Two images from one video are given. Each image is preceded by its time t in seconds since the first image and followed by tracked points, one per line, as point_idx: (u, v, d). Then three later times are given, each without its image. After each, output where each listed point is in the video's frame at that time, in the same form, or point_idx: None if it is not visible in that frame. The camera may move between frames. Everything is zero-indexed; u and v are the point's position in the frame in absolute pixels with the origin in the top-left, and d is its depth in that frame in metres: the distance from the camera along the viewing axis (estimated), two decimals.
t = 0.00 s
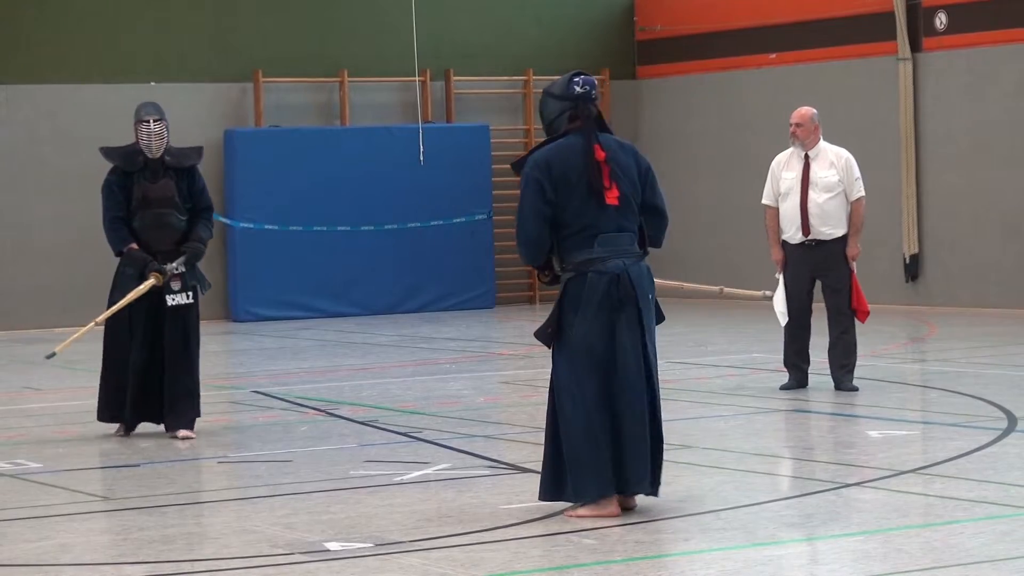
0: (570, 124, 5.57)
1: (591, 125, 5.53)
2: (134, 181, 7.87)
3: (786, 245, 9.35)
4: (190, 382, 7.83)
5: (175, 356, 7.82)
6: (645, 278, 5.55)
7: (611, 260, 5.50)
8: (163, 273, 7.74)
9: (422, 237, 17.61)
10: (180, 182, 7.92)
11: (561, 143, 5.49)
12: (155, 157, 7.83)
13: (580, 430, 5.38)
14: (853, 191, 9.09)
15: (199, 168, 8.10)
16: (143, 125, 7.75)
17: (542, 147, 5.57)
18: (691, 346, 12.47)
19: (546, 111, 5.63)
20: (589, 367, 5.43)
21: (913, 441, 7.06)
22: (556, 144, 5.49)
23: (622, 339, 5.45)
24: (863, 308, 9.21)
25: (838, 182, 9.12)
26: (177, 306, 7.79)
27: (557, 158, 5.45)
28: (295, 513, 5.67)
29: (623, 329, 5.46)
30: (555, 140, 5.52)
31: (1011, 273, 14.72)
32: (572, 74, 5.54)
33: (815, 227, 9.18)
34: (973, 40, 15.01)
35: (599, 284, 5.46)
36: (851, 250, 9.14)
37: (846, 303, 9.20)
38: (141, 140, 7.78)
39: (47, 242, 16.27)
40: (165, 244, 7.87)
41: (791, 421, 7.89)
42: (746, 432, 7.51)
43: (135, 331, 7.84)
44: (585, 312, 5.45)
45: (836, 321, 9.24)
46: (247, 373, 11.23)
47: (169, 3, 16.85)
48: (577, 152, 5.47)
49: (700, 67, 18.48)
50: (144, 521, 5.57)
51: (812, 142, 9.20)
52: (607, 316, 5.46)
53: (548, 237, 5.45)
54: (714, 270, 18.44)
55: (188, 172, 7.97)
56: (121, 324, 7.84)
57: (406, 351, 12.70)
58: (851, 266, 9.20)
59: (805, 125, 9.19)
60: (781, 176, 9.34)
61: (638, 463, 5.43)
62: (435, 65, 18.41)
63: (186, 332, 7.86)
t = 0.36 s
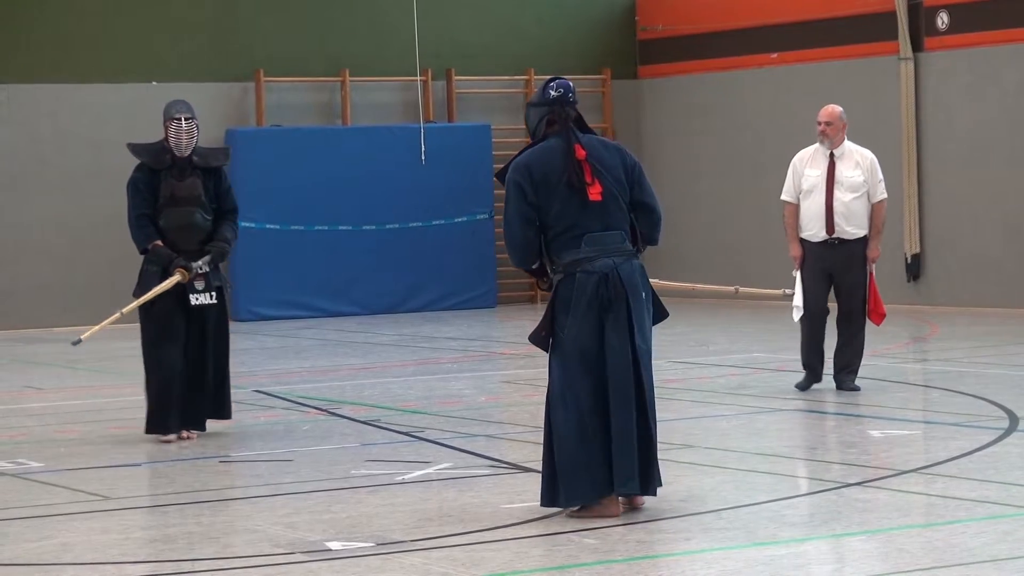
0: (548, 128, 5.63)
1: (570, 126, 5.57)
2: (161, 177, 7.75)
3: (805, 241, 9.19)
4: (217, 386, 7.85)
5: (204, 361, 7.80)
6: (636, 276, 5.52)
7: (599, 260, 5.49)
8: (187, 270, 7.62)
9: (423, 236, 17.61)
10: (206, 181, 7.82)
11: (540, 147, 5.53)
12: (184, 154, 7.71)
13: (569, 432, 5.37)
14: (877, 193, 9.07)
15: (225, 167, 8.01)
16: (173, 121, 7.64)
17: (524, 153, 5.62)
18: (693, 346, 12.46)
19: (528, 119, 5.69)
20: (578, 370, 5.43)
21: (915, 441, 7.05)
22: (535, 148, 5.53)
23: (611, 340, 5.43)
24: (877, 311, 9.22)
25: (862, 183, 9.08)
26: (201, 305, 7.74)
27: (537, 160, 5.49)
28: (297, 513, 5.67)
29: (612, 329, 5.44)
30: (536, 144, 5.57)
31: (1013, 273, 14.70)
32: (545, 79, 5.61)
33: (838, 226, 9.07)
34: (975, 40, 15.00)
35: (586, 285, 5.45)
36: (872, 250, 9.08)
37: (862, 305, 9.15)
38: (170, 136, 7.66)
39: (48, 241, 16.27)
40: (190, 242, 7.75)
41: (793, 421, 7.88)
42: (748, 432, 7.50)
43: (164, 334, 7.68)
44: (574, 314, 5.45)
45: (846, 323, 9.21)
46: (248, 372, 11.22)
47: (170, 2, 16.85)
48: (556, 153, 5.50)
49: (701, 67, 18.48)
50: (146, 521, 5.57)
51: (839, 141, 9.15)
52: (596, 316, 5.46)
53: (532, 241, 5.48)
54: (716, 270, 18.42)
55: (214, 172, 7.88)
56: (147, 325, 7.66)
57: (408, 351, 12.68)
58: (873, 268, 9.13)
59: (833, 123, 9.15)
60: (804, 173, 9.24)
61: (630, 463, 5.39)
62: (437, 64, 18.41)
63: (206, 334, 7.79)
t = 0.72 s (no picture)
0: (546, 128, 5.64)
1: (566, 127, 5.57)
2: (186, 177, 7.57)
3: (817, 242, 9.10)
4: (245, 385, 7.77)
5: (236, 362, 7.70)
6: (632, 278, 5.54)
7: (596, 261, 5.49)
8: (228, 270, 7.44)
9: (422, 237, 17.62)
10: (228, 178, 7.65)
11: (537, 149, 5.52)
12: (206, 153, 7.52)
13: (565, 433, 5.37)
14: (890, 193, 9.07)
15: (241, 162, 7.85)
16: (192, 120, 7.47)
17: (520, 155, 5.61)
18: (693, 346, 12.47)
19: (524, 119, 5.70)
20: (576, 371, 5.42)
21: (915, 441, 7.06)
22: (532, 150, 5.53)
23: (608, 341, 5.44)
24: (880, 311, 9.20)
25: (876, 184, 9.06)
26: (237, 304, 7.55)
27: (534, 163, 5.47)
28: (297, 513, 5.67)
29: (609, 331, 5.45)
30: (533, 146, 5.56)
31: (1012, 273, 14.72)
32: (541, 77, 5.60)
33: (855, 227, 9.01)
34: (975, 40, 15.00)
35: (582, 287, 5.45)
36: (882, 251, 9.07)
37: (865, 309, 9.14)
38: (190, 135, 7.47)
39: (49, 241, 16.26)
40: (221, 242, 7.58)
41: (794, 421, 7.88)
42: (748, 432, 7.51)
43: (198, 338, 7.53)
44: (571, 315, 5.44)
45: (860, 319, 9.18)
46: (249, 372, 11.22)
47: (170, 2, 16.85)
48: (554, 155, 5.49)
49: (701, 67, 18.48)
50: (146, 521, 5.58)
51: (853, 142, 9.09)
52: (593, 317, 5.46)
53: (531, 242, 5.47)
54: (716, 270, 18.44)
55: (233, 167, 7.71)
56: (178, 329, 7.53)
57: (408, 351, 12.69)
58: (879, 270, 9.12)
59: (849, 125, 9.08)
60: (818, 174, 9.14)
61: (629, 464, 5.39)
62: (437, 64, 18.41)
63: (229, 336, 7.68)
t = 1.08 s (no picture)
0: (558, 127, 5.60)
1: (580, 129, 5.54)
2: (212, 175, 7.36)
3: (837, 245, 8.94)
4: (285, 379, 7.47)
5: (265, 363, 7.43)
6: (632, 283, 5.56)
7: (600, 264, 5.50)
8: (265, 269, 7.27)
9: (422, 238, 17.63)
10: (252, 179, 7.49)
11: (552, 149, 5.48)
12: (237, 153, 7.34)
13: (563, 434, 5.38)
14: (903, 193, 9.05)
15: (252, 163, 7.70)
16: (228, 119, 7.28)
17: (531, 154, 5.57)
18: (694, 346, 12.49)
19: (535, 114, 5.63)
20: (578, 371, 5.41)
21: (914, 442, 7.07)
22: (545, 151, 5.49)
23: (610, 344, 5.44)
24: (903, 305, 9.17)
25: (892, 183, 8.99)
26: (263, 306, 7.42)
27: (549, 164, 5.44)
28: (297, 513, 5.68)
29: (610, 333, 5.45)
30: (546, 146, 5.52)
31: (1012, 274, 14.75)
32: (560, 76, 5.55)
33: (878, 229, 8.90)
34: (976, 41, 15.00)
35: (586, 289, 5.46)
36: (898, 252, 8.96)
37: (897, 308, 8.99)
38: (223, 134, 7.28)
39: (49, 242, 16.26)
40: (247, 242, 7.40)
41: (794, 422, 7.89)
42: (748, 433, 7.53)
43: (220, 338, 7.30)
44: (573, 316, 5.44)
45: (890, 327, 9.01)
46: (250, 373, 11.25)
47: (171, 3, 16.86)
48: (568, 157, 5.46)
49: (702, 68, 18.49)
50: (146, 521, 5.59)
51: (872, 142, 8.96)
52: (595, 318, 5.46)
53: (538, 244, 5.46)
54: (715, 271, 18.48)
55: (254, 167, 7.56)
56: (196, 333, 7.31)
57: (409, 351, 12.72)
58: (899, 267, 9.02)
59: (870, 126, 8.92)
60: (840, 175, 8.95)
61: (625, 464, 5.40)
62: (437, 65, 18.42)
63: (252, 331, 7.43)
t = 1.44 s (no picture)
0: (583, 125, 5.58)
1: (604, 130, 5.54)
2: (243, 170, 7.23)
3: (880, 243, 8.87)
4: (301, 384, 7.24)
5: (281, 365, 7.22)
6: (643, 281, 5.56)
7: (614, 261, 5.51)
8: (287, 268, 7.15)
9: (423, 237, 17.64)
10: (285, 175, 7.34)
11: (576, 144, 5.49)
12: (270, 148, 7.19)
13: (568, 430, 5.38)
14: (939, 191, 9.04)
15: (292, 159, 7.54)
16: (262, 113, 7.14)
17: (552, 149, 5.57)
18: (694, 346, 12.48)
19: (560, 109, 5.61)
20: (588, 366, 5.39)
21: (914, 442, 7.06)
22: (570, 146, 5.48)
23: (620, 342, 5.43)
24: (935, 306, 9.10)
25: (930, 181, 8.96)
26: (289, 304, 7.23)
27: (571, 158, 5.45)
28: (297, 513, 5.67)
29: (620, 331, 5.44)
30: (569, 142, 5.52)
31: (1012, 274, 14.74)
32: (591, 78, 5.53)
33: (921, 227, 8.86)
34: (976, 41, 15.00)
35: (601, 285, 5.46)
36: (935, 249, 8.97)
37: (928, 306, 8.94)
38: (255, 128, 7.14)
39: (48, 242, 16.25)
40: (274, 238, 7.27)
41: (794, 421, 7.88)
42: (748, 433, 7.52)
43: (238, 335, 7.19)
44: (585, 311, 5.44)
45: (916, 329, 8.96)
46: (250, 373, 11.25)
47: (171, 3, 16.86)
48: (591, 154, 5.48)
49: (703, 67, 18.49)
50: (144, 521, 5.58)
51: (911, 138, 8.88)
52: (606, 315, 5.45)
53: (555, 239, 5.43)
54: (714, 270, 18.49)
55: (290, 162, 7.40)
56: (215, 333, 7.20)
57: (409, 351, 12.71)
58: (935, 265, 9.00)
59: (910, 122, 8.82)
60: (882, 174, 8.85)
61: (632, 461, 5.40)
62: (437, 65, 18.41)
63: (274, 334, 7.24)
